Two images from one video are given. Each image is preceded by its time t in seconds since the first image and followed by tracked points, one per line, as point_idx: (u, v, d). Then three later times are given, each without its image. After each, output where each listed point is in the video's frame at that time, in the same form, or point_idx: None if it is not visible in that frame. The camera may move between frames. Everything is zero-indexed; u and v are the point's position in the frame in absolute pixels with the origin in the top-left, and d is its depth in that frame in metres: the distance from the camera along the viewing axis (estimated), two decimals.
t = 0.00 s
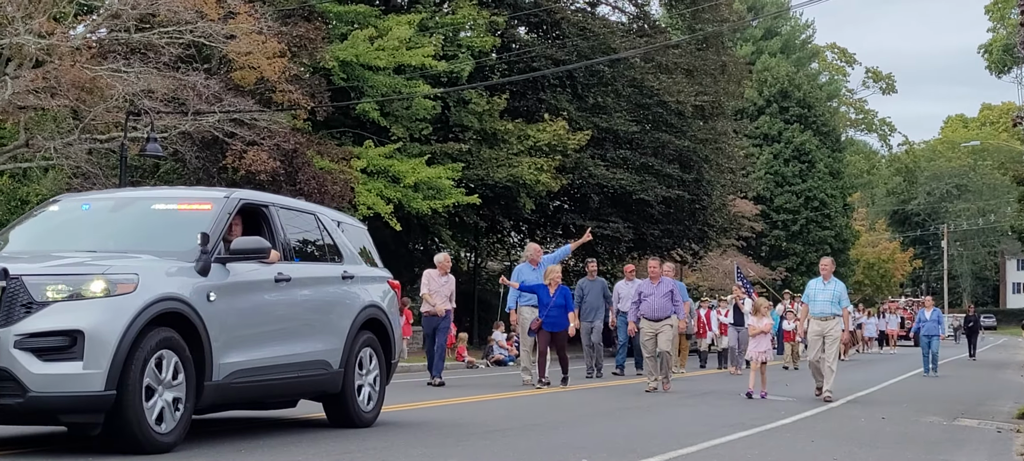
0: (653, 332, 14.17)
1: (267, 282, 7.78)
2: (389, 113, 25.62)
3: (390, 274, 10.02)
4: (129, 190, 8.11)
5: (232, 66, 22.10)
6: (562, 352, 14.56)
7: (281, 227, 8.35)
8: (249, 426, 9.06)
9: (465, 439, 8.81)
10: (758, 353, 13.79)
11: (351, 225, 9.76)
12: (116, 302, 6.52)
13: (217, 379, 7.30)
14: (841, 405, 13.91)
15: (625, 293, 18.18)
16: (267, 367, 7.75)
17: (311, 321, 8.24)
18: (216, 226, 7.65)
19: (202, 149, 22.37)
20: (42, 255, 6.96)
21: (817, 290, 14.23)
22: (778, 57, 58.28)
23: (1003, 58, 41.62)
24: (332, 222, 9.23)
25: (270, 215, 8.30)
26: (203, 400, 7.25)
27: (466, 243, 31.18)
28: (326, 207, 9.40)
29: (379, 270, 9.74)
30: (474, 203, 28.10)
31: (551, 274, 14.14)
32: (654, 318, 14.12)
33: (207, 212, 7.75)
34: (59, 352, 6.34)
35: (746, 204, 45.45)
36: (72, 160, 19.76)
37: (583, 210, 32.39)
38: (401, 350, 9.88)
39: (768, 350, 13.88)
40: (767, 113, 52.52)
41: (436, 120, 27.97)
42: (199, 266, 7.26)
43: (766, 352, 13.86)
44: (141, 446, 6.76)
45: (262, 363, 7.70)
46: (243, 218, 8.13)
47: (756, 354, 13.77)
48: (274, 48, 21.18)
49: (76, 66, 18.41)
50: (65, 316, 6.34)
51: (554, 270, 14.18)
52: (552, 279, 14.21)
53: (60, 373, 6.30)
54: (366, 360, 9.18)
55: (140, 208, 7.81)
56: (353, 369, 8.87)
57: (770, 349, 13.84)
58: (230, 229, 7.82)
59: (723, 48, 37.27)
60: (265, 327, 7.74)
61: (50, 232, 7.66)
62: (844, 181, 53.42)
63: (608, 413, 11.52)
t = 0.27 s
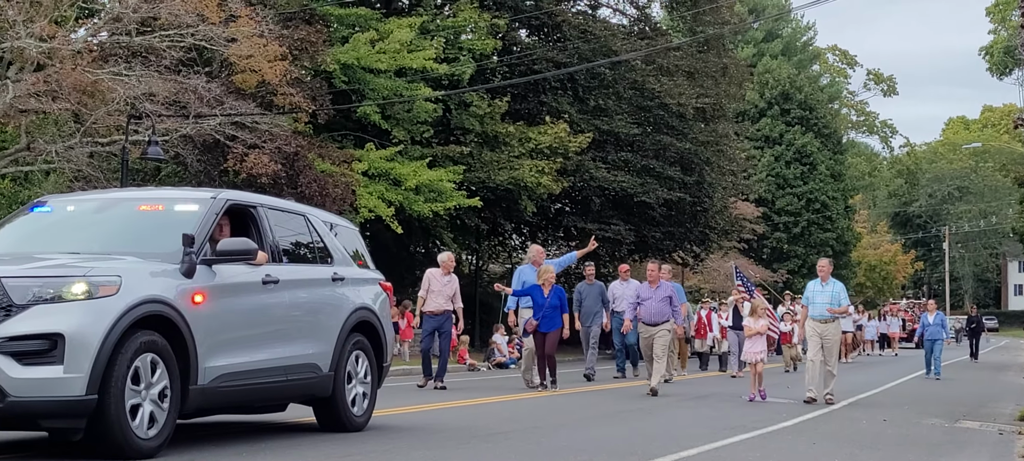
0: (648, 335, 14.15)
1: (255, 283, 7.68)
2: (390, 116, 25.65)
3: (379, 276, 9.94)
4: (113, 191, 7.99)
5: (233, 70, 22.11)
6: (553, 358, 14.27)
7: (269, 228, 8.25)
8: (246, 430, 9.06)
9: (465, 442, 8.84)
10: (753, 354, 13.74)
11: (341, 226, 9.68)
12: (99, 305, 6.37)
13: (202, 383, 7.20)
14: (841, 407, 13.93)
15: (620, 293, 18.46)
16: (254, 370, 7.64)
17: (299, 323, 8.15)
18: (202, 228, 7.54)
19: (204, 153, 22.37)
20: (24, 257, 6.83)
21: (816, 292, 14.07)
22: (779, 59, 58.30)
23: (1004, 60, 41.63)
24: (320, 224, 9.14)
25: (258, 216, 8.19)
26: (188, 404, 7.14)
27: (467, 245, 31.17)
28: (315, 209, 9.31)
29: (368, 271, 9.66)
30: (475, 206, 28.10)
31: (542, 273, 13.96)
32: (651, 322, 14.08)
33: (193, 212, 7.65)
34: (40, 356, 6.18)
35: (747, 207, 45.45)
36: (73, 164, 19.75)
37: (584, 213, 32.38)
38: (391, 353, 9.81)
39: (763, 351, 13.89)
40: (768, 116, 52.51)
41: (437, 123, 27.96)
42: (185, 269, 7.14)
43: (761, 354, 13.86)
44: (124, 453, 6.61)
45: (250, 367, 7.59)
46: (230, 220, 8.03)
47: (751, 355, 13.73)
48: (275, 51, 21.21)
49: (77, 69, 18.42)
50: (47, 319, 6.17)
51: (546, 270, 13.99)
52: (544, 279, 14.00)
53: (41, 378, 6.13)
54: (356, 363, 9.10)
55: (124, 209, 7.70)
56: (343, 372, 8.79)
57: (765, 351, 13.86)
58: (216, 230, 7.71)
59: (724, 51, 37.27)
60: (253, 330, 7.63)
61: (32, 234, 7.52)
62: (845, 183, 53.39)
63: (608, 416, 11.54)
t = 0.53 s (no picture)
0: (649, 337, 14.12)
1: (242, 285, 7.53)
2: (393, 119, 25.74)
3: (370, 277, 9.81)
4: (99, 192, 7.88)
5: (235, 73, 22.12)
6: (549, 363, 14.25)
7: (257, 229, 8.11)
8: (246, 434, 9.03)
9: (467, 446, 8.82)
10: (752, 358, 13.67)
11: (332, 228, 9.57)
12: (80, 306, 6.18)
13: (187, 387, 7.02)
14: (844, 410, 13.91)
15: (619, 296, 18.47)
16: (242, 374, 7.49)
17: (288, 326, 8.00)
18: (187, 228, 7.40)
19: (206, 156, 22.40)
20: (9, 259, 6.74)
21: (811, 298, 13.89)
22: (781, 61, 58.32)
23: (1006, 62, 41.63)
24: (310, 224, 9.01)
25: (246, 216, 8.06)
26: (173, 409, 6.97)
27: (469, 248, 31.15)
28: (305, 209, 9.18)
29: (360, 274, 9.54)
30: (477, 208, 28.09)
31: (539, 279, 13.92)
32: (651, 323, 14.08)
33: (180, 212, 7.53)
34: (19, 359, 5.99)
35: (749, 209, 45.41)
36: (74, 166, 19.74)
37: (586, 215, 32.35)
38: (383, 356, 9.68)
39: (762, 354, 13.82)
40: (770, 118, 52.51)
41: (439, 125, 27.94)
42: (170, 270, 6.97)
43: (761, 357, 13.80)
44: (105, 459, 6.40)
45: (237, 370, 7.45)
46: (217, 220, 7.89)
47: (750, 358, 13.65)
48: (277, 54, 21.27)
49: (79, 73, 18.44)
50: (26, 322, 5.99)
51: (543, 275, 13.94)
52: (541, 285, 13.95)
53: (20, 382, 5.94)
54: (347, 367, 8.97)
55: (109, 210, 7.58)
56: (334, 376, 8.65)
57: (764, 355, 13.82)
58: (202, 231, 7.58)
59: (725, 53, 37.25)
60: (241, 332, 7.48)
61: (15, 235, 7.41)
62: (847, 186, 53.38)
63: (609, 420, 11.50)
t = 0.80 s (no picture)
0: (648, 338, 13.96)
1: (229, 286, 7.50)
2: (394, 120, 25.70)
3: (362, 278, 9.76)
4: (86, 190, 7.90)
5: (236, 74, 22.14)
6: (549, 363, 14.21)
7: (245, 228, 8.09)
8: (247, 436, 9.05)
9: (468, 448, 8.84)
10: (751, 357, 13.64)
11: (322, 226, 9.53)
12: (60, 307, 6.15)
13: (172, 389, 6.99)
14: (846, 411, 13.94)
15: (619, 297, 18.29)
16: (229, 375, 7.45)
17: (276, 326, 7.96)
18: (173, 227, 7.38)
19: (207, 157, 22.39)
20: None
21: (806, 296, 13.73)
22: (783, 63, 58.31)
23: (1007, 63, 41.62)
24: (300, 223, 8.97)
25: (234, 215, 8.04)
26: (157, 411, 6.93)
27: (471, 249, 31.17)
28: (294, 208, 9.14)
29: (352, 274, 9.51)
30: (479, 209, 28.11)
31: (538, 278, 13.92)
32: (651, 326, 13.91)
33: (165, 211, 7.50)
34: None
35: (750, 211, 45.37)
36: (76, 168, 19.75)
37: (587, 216, 32.34)
38: (374, 357, 9.63)
39: (763, 355, 13.70)
40: (772, 119, 52.50)
41: (440, 127, 27.95)
42: (153, 270, 6.95)
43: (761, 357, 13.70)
44: None
45: (224, 372, 7.41)
46: (204, 219, 7.87)
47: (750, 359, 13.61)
48: (279, 55, 21.18)
49: (80, 74, 18.45)
50: (5, 322, 5.99)
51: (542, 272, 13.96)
52: (540, 283, 13.95)
53: None
54: (338, 368, 8.92)
55: (95, 209, 7.59)
56: (324, 377, 8.60)
57: (764, 355, 13.65)
58: (188, 230, 7.56)
59: (727, 54, 37.23)
60: (228, 334, 7.45)
61: (3, 234, 7.45)
62: (849, 187, 53.36)
63: (611, 421, 11.52)
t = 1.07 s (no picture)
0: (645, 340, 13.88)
1: (214, 286, 7.45)
2: (395, 121, 25.67)
3: (354, 278, 9.70)
4: (70, 189, 7.88)
5: (238, 75, 22.16)
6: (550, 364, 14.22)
7: (231, 227, 8.04)
8: (248, 437, 9.07)
9: (469, 449, 8.86)
10: (751, 361, 13.57)
11: (313, 226, 9.47)
12: (37, 307, 6.12)
13: (154, 390, 6.96)
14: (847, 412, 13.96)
15: (616, 297, 18.12)
16: (213, 376, 7.41)
17: (263, 327, 7.91)
18: (156, 225, 7.34)
19: (209, 158, 22.36)
20: None
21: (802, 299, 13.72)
22: (784, 64, 58.31)
23: (1010, 64, 41.60)
24: (290, 222, 8.92)
25: (220, 214, 7.99)
26: (140, 413, 6.91)
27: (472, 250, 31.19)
28: (284, 207, 9.09)
29: (343, 274, 9.44)
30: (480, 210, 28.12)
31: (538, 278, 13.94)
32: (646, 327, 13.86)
33: (149, 210, 7.46)
34: None
35: (752, 212, 45.33)
36: (78, 169, 19.76)
37: (589, 217, 32.33)
38: (366, 359, 9.56)
39: (762, 358, 13.62)
40: (774, 120, 52.47)
41: (442, 128, 27.96)
42: (136, 269, 6.91)
43: (761, 360, 13.60)
44: None
45: (208, 373, 7.37)
46: (189, 218, 7.82)
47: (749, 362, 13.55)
48: (281, 57, 21.20)
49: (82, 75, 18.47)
50: None
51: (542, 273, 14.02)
52: (539, 284, 13.99)
53: None
54: (327, 369, 8.86)
55: (78, 207, 7.58)
56: (313, 379, 8.54)
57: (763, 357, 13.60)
58: (172, 229, 7.51)
59: (729, 55, 37.23)
60: (213, 334, 7.41)
61: None
62: (851, 188, 53.33)
63: (612, 422, 11.54)
